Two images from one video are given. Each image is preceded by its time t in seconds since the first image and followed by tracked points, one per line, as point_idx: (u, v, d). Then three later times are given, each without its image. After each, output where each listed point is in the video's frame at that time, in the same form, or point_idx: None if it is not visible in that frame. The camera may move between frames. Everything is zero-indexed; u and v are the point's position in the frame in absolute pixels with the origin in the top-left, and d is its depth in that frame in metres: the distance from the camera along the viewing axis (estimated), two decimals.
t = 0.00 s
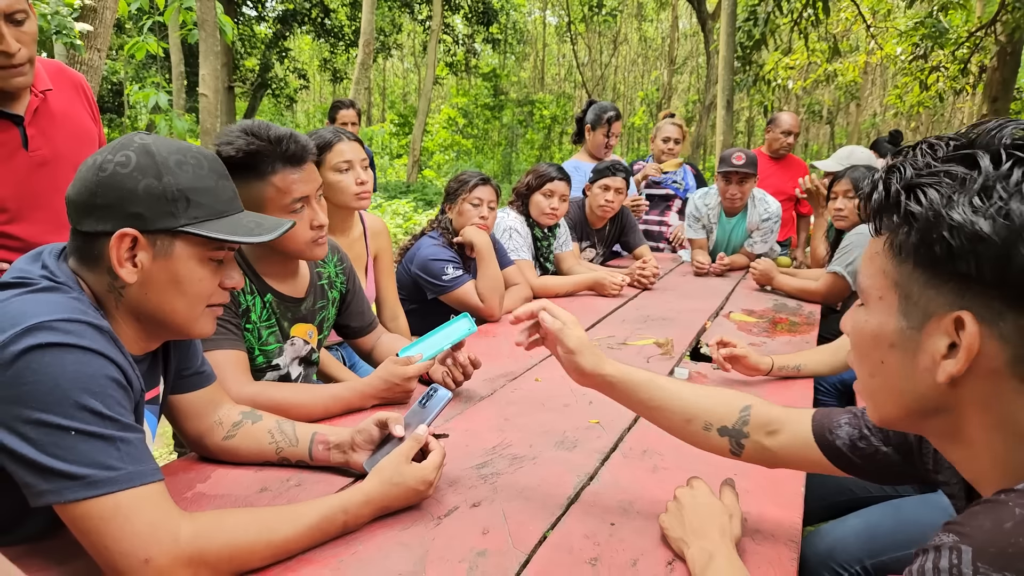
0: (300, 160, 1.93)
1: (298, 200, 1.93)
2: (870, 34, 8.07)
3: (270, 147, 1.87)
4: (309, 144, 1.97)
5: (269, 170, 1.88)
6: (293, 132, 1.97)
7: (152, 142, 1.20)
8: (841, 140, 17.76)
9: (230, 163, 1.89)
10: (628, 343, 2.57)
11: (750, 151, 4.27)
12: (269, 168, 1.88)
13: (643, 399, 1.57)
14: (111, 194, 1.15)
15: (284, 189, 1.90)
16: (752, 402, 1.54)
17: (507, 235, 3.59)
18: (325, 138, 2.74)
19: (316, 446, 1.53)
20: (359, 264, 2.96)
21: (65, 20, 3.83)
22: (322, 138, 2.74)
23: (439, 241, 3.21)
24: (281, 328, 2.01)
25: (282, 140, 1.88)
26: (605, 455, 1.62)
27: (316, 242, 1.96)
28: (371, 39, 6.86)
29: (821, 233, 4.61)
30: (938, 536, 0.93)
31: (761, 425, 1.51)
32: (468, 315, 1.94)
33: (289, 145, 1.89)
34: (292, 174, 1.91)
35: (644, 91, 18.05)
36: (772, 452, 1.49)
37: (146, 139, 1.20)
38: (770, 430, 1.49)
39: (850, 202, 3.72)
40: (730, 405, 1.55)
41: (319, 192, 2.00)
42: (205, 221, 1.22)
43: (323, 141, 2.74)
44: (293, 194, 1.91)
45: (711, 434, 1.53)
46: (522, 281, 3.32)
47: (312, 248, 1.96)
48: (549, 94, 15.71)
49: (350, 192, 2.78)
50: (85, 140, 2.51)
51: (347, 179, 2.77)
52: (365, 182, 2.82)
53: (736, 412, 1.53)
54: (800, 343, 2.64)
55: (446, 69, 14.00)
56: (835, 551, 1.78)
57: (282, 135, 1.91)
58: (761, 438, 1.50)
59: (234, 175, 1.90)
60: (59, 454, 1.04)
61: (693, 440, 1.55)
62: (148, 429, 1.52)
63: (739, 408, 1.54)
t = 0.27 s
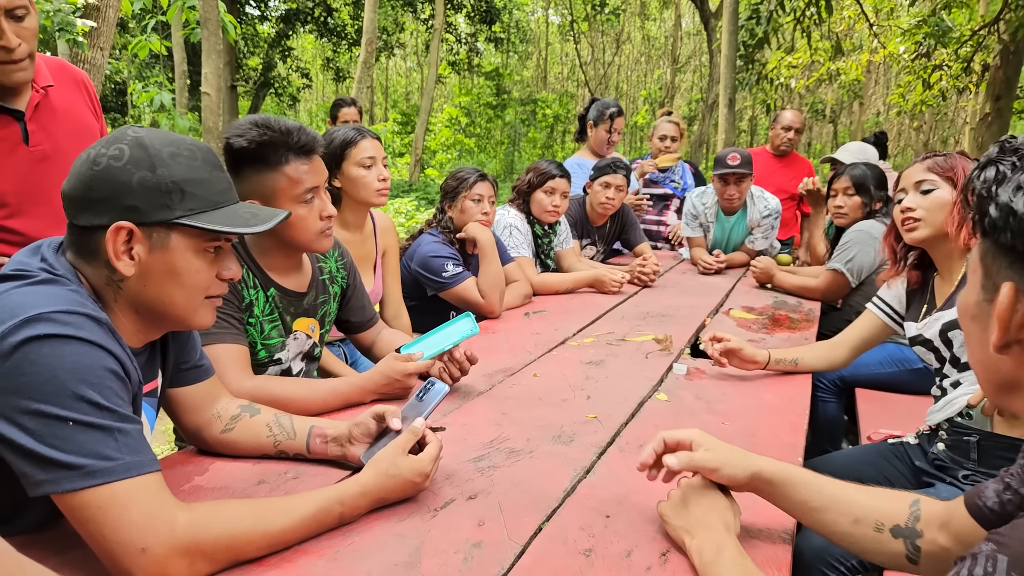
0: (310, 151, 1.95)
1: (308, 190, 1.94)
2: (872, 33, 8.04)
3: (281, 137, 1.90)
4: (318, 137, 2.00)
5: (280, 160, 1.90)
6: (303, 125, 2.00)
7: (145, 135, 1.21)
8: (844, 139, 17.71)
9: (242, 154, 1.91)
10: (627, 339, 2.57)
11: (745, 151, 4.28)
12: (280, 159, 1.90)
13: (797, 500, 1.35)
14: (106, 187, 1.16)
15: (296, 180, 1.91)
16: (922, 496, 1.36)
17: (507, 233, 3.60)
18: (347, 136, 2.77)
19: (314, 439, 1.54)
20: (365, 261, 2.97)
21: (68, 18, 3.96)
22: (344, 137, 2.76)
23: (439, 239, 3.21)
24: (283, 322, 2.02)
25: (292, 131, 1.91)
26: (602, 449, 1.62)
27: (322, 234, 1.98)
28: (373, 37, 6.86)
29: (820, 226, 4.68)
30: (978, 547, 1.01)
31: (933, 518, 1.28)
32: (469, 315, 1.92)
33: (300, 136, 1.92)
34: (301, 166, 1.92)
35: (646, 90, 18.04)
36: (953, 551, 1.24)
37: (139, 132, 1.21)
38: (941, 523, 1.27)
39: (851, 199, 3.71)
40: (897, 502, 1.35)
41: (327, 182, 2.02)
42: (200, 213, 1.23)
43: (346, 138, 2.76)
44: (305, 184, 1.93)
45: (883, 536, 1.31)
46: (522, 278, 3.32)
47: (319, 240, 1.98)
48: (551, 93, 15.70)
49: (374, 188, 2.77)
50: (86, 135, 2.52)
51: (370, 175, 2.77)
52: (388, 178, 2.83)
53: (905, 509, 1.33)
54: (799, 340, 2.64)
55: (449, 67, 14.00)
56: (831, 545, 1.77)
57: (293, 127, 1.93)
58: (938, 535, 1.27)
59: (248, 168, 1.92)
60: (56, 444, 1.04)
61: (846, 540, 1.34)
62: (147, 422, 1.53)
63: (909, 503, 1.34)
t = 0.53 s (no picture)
0: (316, 149, 1.96)
1: (314, 187, 1.95)
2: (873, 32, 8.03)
3: (289, 134, 1.91)
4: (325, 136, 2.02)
5: (287, 157, 1.91)
6: (309, 123, 2.01)
7: (143, 131, 1.21)
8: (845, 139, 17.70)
9: (249, 149, 1.92)
10: (626, 337, 2.58)
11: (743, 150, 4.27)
12: (288, 155, 1.91)
13: (854, 539, 1.37)
14: (104, 183, 1.17)
15: (302, 177, 1.92)
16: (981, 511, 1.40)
17: (507, 231, 3.61)
18: (358, 135, 2.78)
19: (313, 434, 1.55)
20: (370, 260, 2.95)
21: (69, 17, 3.98)
22: (356, 136, 2.78)
23: (439, 237, 3.22)
24: (285, 319, 2.02)
25: (299, 128, 1.92)
26: (600, 445, 1.63)
27: (327, 232, 1.98)
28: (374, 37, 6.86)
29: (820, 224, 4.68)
30: None
31: (1001, 532, 1.34)
32: (470, 314, 1.89)
33: (306, 134, 1.93)
34: (307, 163, 1.93)
35: (648, 90, 18.03)
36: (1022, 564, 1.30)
37: (137, 128, 1.22)
38: (1010, 536, 1.32)
39: (850, 197, 3.71)
40: (956, 523, 1.39)
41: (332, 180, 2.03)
42: (198, 209, 1.24)
43: (357, 137, 2.77)
44: (310, 181, 1.94)
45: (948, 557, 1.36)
46: (522, 276, 3.32)
47: (323, 238, 1.98)
48: (552, 92, 15.71)
49: (384, 187, 2.77)
50: (86, 133, 2.52)
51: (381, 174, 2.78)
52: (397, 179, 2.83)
53: (966, 528, 1.37)
54: (798, 337, 2.64)
55: (450, 67, 13.99)
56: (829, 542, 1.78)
57: (301, 124, 1.94)
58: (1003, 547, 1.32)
59: (254, 163, 1.92)
60: (55, 438, 1.05)
61: (909, 570, 1.36)
62: (146, 418, 1.53)
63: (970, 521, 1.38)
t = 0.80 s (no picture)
0: (321, 147, 1.95)
1: (319, 185, 1.94)
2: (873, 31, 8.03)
3: (294, 131, 1.90)
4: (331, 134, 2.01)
5: (291, 154, 1.90)
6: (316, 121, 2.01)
7: (143, 127, 1.21)
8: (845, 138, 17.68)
9: (254, 146, 1.92)
10: (628, 335, 2.57)
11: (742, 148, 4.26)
12: (292, 152, 1.90)
13: (793, 542, 1.24)
14: (104, 178, 1.16)
15: (306, 174, 1.91)
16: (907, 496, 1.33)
17: (509, 229, 3.60)
18: (362, 134, 2.77)
19: (314, 432, 1.55)
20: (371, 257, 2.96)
21: (68, 15, 3.94)
22: (360, 135, 2.77)
23: (439, 235, 3.21)
24: (287, 317, 2.02)
25: (303, 125, 1.91)
26: (602, 443, 1.62)
27: (330, 230, 1.97)
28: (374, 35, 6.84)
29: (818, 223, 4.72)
30: None
31: (929, 518, 1.29)
32: (473, 313, 1.88)
33: (311, 131, 1.92)
34: (311, 160, 1.93)
35: (648, 89, 18.01)
36: (948, 547, 1.28)
37: (137, 123, 1.21)
38: (939, 520, 1.29)
39: (851, 196, 3.71)
40: (882, 512, 1.31)
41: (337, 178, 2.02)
42: (199, 205, 1.23)
43: (361, 136, 2.76)
44: (314, 178, 1.93)
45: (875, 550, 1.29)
46: (524, 275, 3.32)
47: (326, 237, 1.96)
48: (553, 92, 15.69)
49: (386, 186, 2.76)
50: (87, 130, 2.52)
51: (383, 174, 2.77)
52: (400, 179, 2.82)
53: (893, 517, 1.30)
54: (800, 336, 2.64)
55: (450, 66, 13.97)
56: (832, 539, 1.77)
57: (306, 121, 1.94)
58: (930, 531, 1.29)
59: (259, 160, 1.92)
60: (55, 435, 1.04)
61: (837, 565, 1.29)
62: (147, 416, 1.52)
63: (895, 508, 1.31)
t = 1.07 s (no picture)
0: (323, 145, 1.94)
1: (320, 182, 1.93)
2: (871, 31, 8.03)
3: (296, 129, 1.90)
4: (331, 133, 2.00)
5: (293, 151, 1.89)
6: (316, 119, 2.00)
7: (143, 124, 1.20)
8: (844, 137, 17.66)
9: (256, 144, 1.90)
10: (630, 334, 2.56)
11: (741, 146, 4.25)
12: (294, 150, 1.89)
13: (769, 552, 1.20)
14: (103, 176, 1.15)
15: (308, 172, 1.90)
16: (885, 504, 1.32)
17: (509, 228, 3.59)
18: (361, 132, 2.75)
19: (316, 432, 1.54)
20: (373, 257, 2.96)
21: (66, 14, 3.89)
22: (360, 133, 2.75)
23: (440, 234, 3.20)
24: (288, 317, 2.01)
25: (305, 124, 1.90)
26: (606, 442, 1.61)
27: (332, 228, 1.96)
28: (374, 34, 6.82)
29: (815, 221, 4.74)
30: None
31: (906, 524, 1.27)
32: (474, 310, 1.87)
33: (312, 129, 1.91)
34: (313, 158, 1.91)
35: (647, 88, 18.00)
36: (925, 554, 1.26)
37: (137, 120, 1.20)
38: (915, 528, 1.27)
39: (852, 194, 3.70)
40: (858, 518, 1.30)
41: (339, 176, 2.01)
42: (199, 203, 1.22)
43: (360, 134, 2.75)
44: (316, 176, 1.92)
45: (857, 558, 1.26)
46: (525, 274, 3.32)
47: (329, 235, 1.96)
48: (552, 91, 15.67)
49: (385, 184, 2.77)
50: (88, 129, 2.51)
51: (381, 172, 2.77)
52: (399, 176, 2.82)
53: (870, 523, 1.28)
54: (802, 334, 2.63)
55: (450, 66, 13.95)
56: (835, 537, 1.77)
57: (308, 119, 1.93)
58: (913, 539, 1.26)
59: (260, 157, 1.91)
60: (55, 435, 1.03)
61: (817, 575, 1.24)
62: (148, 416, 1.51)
63: (873, 515, 1.30)
